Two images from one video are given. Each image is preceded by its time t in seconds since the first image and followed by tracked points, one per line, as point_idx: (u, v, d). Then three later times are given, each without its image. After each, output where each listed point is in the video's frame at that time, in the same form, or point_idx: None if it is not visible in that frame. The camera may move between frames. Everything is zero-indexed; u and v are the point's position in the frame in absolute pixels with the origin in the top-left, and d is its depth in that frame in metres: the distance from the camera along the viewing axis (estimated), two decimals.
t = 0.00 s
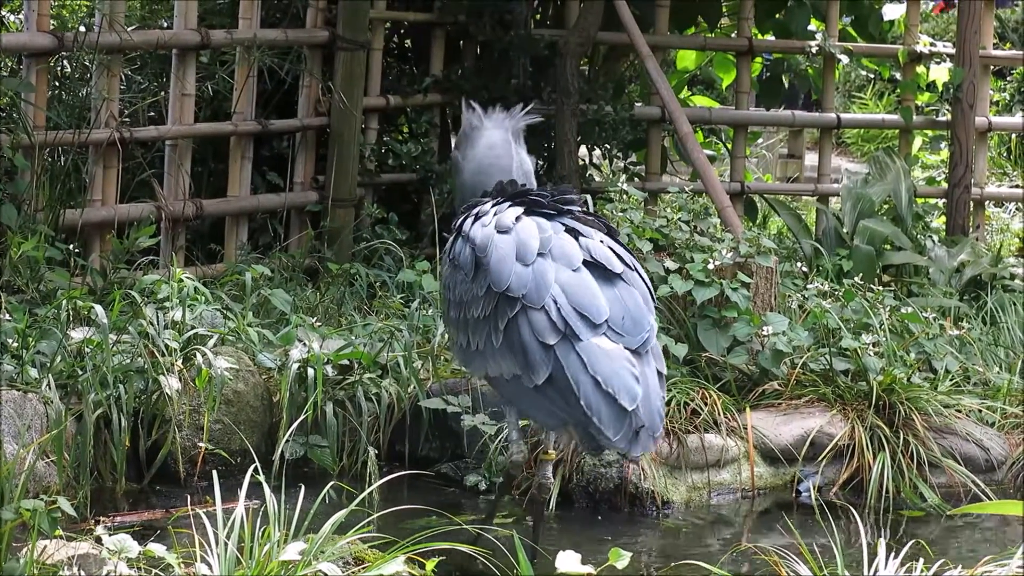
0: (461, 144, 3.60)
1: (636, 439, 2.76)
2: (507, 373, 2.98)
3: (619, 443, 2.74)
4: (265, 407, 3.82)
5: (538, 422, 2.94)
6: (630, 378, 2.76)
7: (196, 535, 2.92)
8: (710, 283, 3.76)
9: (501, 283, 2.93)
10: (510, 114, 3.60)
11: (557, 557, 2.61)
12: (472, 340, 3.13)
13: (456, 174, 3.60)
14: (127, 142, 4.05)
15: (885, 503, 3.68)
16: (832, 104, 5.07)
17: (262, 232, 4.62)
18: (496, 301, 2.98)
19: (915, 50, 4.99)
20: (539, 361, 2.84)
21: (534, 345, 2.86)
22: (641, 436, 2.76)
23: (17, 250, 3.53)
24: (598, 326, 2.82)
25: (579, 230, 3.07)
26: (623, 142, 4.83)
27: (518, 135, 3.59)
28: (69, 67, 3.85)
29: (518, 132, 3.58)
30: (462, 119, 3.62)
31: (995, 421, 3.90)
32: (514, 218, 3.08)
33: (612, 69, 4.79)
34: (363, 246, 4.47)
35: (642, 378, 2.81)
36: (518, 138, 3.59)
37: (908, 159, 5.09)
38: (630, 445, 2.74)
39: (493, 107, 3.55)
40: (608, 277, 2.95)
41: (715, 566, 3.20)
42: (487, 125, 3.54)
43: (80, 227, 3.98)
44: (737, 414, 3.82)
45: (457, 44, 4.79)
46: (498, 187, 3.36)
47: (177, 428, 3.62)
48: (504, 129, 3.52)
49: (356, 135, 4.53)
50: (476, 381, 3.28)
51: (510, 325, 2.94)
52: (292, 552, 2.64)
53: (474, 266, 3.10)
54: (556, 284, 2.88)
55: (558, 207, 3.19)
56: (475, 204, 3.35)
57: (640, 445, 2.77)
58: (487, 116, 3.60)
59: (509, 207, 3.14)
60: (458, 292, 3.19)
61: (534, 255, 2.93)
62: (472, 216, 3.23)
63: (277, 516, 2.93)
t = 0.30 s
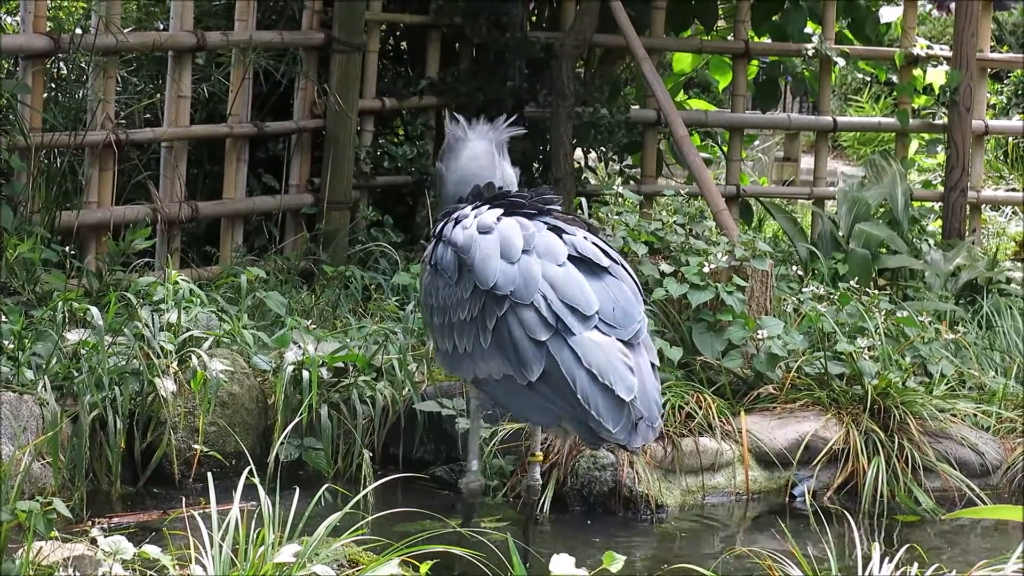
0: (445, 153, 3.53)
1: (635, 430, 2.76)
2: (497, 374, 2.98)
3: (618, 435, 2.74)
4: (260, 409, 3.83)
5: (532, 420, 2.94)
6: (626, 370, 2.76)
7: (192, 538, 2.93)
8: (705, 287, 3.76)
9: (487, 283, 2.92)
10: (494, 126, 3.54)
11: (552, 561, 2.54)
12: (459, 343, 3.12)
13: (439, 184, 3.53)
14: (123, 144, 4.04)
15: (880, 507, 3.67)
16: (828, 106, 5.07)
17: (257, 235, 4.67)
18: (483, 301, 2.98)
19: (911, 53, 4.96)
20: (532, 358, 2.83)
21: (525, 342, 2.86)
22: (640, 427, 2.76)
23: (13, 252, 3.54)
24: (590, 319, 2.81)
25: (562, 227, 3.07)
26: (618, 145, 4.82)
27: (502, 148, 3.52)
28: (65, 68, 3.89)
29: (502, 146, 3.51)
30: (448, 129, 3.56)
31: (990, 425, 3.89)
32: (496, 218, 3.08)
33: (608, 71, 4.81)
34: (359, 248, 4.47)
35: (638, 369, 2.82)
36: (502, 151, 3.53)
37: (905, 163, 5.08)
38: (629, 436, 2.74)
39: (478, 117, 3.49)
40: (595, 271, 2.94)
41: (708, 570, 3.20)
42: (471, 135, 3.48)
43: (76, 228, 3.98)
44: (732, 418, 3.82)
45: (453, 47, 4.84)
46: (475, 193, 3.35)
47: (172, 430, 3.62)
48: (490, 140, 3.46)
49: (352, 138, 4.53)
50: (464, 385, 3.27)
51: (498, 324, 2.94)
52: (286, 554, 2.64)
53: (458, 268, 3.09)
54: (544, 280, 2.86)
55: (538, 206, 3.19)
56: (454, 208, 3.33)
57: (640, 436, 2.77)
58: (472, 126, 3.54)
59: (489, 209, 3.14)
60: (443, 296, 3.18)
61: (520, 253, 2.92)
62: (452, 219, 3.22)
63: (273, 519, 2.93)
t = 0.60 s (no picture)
0: (443, 147, 3.53)
1: (598, 433, 2.77)
2: (466, 378, 2.97)
3: (581, 439, 2.76)
4: (258, 406, 3.84)
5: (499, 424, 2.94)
6: (588, 374, 2.77)
7: (188, 535, 2.92)
8: (702, 285, 3.76)
9: (451, 287, 2.91)
10: (491, 120, 3.53)
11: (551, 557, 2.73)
12: (428, 347, 3.11)
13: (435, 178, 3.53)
14: (121, 142, 4.07)
15: (878, 506, 3.66)
16: (827, 104, 5.06)
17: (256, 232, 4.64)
18: (449, 306, 2.96)
19: (911, 52, 5.01)
20: (495, 364, 2.83)
21: (489, 348, 2.84)
22: (603, 430, 2.78)
23: (12, 248, 3.54)
24: (553, 323, 2.80)
25: (527, 227, 3.05)
26: (617, 143, 4.81)
27: (498, 142, 3.51)
28: (64, 66, 3.86)
29: (498, 140, 3.50)
30: (445, 124, 3.56)
31: (988, 424, 3.89)
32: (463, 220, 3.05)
33: (607, 69, 4.80)
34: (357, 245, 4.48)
35: (601, 371, 2.82)
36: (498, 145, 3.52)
37: (903, 160, 5.14)
38: (592, 440, 2.75)
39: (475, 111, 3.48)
40: (560, 272, 2.94)
41: (705, 568, 3.20)
42: (467, 128, 3.47)
43: (75, 225, 4.01)
44: (729, 416, 3.81)
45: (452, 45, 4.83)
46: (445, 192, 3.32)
47: (169, 426, 3.63)
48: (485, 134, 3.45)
49: (350, 135, 4.54)
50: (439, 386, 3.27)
51: (464, 328, 2.92)
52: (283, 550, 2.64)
53: (425, 271, 3.08)
54: (507, 284, 2.86)
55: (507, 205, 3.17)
56: (426, 209, 3.32)
57: (603, 438, 2.78)
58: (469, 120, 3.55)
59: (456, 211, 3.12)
60: (413, 300, 3.17)
61: (483, 256, 2.90)
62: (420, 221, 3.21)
63: (270, 516, 2.93)
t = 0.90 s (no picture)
0: (441, 138, 3.53)
1: (585, 434, 2.76)
2: (454, 377, 2.95)
3: (568, 441, 2.74)
4: (257, 400, 3.84)
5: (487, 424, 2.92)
6: (575, 375, 2.75)
7: (188, 528, 2.92)
8: (702, 279, 3.76)
9: (438, 286, 2.89)
10: (490, 114, 3.53)
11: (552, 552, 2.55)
12: (417, 345, 3.10)
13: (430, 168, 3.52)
14: (122, 135, 4.06)
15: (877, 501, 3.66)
16: (828, 100, 5.06)
17: (255, 225, 4.71)
18: (436, 305, 2.95)
19: (911, 47, 4.93)
20: (483, 364, 2.81)
21: (476, 348, 2.83)
22: (590, 432, 2.76)
23: (13, 242, 3.54)
24: (540, 322, 2.79)
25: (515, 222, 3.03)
26: (617, 138, 4.81)
27: (496, 137, 3.51)
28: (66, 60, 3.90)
29: (496, 135, 3.50)
30: (443, 115, 3.55)
31: (989, 419, 3.88)
32: (450, 215, 3.03)
33: (608, 63, 4.86)
34: (357, 239, 4.49)
35: (588, 371, 2.81)
36: (497, 139, 3.51)
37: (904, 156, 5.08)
38: (579, 442, 2.74)
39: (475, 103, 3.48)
40: (547, 269, 2.92)
41: (704, 562, 3.19)
42: (465, 121, 3.48)
43: (75, 219, 4.01)
44: (729, 411, 3.81)
45: (452, 39, 4.87)
46: (434, 185, 3.29)
47: (170, 420, 3.63)
48: (482, 126, 3.45)
49: (350, 130, 4.53)
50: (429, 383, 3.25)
51: (451, 327, 2.90)
52: (282, 544, 2.63)
53: (412, 269, 3.06)
54: (494, 283, 2.84)
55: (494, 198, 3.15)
56: (414, 203, 3.29)
57: (591, 440, 2.77)
58: (468, 110, 3.54)
59: (444, 206, 3.10)
60: (402, 296, 3.15)
61: (470, 254, 2.89)
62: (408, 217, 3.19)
63: (269, 509, 2.93)
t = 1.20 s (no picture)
0: (438, 115, 3.48)
1: (585, 441, 2.73)
2: (454, 377, 2.95)
3: (567, 448, 2.72)
4: (260, 395, 3.84)
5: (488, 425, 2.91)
6: (575, 381, 2.74)
7: (190, 522, 2.91)
8: (705, 274, 3.75)
9: (440, 287, 2.89)
10: (487, 89, 3.42)
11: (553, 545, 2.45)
12: (418, 342, 3.09)
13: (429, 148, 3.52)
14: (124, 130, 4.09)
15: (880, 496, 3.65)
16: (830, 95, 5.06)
17: (258, 220, 4.69)
18: (437, 304, 2.94)
19: (914, 41, 4.95)
20: (483, 367, 2.81)
21: (477, 349, 2.83)
22: (590, 438, 2.74)
23: (15, 237, 3.54)
24: (540, 325, 2.78)
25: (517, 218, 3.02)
26: (619, 132, 4.77)
27: (492, 112, 3.40)
28: (69, 55, 3.87)
29: (491, 111, 3.39)
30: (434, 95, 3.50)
31: (992, 414, 3.87)
32: (452, 210, 3.03)
33: (610, 57, 4.88)
34: (359, 234, 4.49)
35: (588, 375, 2.79)
36: (496, 113, 3.41)
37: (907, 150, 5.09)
38: (579, 449, 2.72)
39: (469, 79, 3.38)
40: (549, 269, 2.91)
41: (707, 557, 3.18)
42: (458, 99, 3.41)
43: (78, 214, 4.02)
44: (732, 406, 3.81)
45: (455, 33, 4.89)
46: (434, 177, 3.28)
47: (172, 415, 3.63)
48: (473, 107, 3.37)
49: (352, 124, 4.53)
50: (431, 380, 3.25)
51: (453, 327, 2.90)
52: (285, 538, 2.62)
53: (414, 267, 3.06)
54: (494, 284, 2.84)
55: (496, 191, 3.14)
56: (415, 195, 3.29)
57: (591, 446, 2.75)
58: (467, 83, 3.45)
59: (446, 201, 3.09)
60: (403, 291, 3.15)
61: (471, 254, 2.88)
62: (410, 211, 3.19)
63: (271, 504, 2.92)
